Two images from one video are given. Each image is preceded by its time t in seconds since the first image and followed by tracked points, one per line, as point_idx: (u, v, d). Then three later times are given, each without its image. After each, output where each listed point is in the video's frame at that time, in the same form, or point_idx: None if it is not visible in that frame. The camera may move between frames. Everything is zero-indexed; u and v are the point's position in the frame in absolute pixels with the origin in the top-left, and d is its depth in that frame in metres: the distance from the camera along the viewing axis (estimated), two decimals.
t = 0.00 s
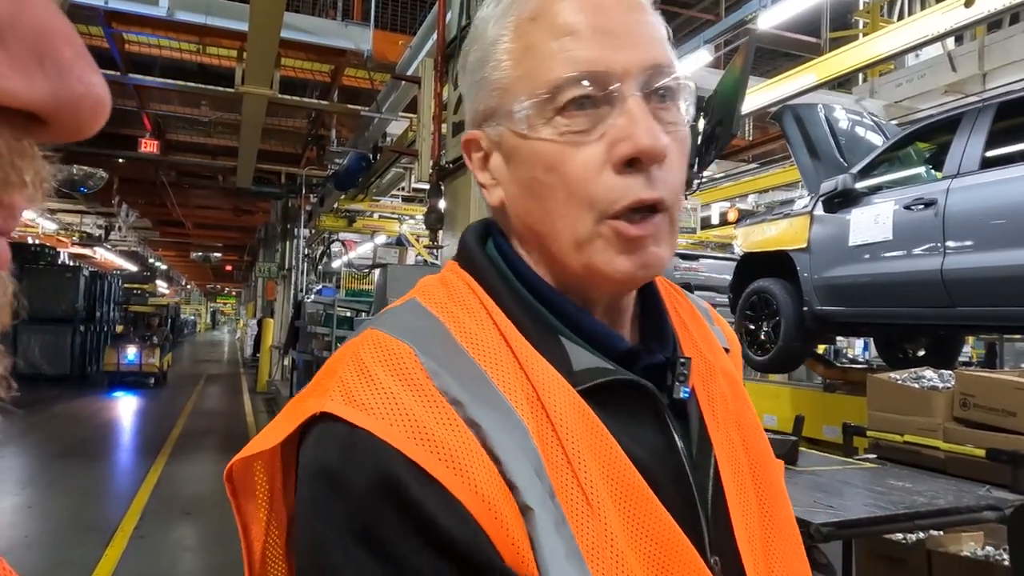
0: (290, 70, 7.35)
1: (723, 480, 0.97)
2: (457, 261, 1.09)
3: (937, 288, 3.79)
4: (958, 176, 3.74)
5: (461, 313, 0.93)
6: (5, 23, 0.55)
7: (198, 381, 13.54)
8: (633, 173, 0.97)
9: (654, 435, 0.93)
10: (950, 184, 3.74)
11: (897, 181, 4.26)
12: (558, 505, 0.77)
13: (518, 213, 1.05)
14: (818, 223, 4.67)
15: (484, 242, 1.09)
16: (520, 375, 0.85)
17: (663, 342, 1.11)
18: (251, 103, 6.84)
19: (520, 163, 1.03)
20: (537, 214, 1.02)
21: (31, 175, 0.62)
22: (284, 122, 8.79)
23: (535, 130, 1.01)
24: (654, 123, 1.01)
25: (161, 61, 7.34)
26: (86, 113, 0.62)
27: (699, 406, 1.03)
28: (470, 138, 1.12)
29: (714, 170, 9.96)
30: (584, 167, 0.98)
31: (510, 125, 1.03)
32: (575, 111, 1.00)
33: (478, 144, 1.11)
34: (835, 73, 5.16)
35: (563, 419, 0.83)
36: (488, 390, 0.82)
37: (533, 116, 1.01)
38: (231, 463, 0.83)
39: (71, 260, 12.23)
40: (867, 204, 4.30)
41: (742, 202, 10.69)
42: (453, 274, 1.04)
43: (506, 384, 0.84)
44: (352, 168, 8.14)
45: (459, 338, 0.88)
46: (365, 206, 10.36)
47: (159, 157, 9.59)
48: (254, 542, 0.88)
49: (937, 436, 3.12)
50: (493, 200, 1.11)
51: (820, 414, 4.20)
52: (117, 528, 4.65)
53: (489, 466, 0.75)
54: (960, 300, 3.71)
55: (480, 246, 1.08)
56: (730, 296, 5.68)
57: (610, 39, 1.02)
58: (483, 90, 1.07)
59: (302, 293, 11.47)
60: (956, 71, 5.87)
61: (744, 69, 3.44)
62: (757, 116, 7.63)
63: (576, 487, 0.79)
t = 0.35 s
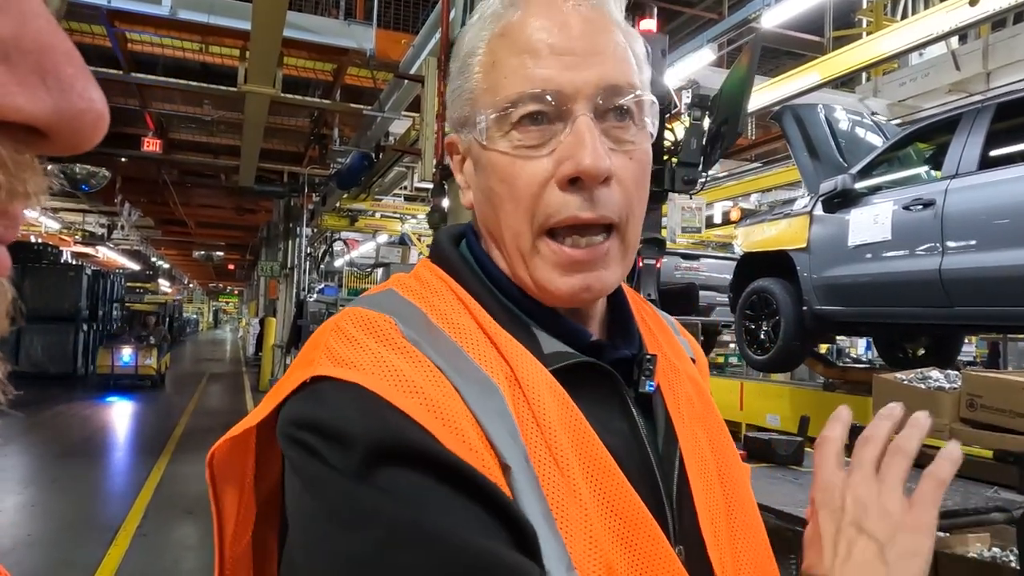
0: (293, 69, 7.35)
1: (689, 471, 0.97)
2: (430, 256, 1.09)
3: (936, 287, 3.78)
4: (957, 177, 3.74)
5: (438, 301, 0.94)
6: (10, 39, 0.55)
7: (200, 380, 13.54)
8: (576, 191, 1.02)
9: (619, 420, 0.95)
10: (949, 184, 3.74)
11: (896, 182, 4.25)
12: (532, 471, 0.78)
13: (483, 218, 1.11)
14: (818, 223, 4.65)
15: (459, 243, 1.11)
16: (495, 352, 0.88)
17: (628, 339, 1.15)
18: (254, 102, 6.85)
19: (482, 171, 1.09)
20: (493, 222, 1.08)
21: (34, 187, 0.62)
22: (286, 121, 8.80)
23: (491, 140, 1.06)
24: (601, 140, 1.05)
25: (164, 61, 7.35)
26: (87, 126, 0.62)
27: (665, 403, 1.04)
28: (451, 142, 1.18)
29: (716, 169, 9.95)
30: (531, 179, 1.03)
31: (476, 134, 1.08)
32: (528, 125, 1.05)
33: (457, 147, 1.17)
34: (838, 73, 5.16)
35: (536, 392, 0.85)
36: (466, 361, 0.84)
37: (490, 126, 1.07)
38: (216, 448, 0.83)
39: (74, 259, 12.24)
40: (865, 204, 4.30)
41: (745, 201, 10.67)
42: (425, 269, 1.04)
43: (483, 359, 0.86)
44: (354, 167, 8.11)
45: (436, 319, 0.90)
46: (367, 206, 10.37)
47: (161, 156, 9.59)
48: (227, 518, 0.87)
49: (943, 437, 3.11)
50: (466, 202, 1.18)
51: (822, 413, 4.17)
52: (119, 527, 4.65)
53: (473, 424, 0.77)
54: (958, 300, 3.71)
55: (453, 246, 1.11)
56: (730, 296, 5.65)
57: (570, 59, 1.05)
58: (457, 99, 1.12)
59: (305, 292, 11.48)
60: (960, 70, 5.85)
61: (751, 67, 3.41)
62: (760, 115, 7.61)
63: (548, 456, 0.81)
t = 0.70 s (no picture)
0: (294, 68, 7.34)
1: (673, 463, 0.96)
2: (411, 252, 1.09)
3: (934, 287, 3.76)
4: (955, 176, 3.72)
5: (417, 293, 0.95)
6: (10, 45, 0.54)
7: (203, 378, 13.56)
8: (532, 182, 1.00)
9: (595, 413, 0.94)
10: (947, 184, 3.72)
11: (895, 182, 4.23)
12: (507, 452, 0.78)
13: (455, 212, 1.10)
14: (817, 222, 4.65)
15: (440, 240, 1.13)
16: (471, 338, 0.88)
17: (609, 329, 1.15)
18: (257, 100, 6.84)
19: (448, 168, 1.10)
20: (461, 216, 1.08)
21: (33, 193, 0.60)
22: (288, 120, 8.80)
23: (453, 138, 1.08)
24: (557, 133, 1.04)
25: (166, 59, 7.35)
26: (87, 133, 0.61)
27: (648, 389, 1.04)
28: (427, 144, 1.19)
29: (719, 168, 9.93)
30: (490, 173, 1.03)
31: (441, 134, 1.10)
32: (486, 120, 1.05)
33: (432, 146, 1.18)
34: (841, 71, 5.15)
35: (510, 376, 0.85)
36: (440, 345, 0.84)
37: (452, 126, 1.08)
38: (205, 446, 0.83)
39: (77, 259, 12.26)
40: (865, 203, 4.28)
41: (748, 200, 10.65)
42: (403, 265, 1.05)
43: (457, 344, 0.86)
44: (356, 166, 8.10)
45: (412, 309, 0.91)
46: (369, 205, 10.36)
47: (163, 155, 9.60)
48: (218, 520, 0.87)
49: (949, 437, 3.11)
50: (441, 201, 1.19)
51: (826, 413, 4.14)
52: (123, 526, 4.66)
53: (446, 403, 0.77)
54: (955, 300, 3.69)
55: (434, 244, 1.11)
56: (730, 295, 5.64)
57: (522, 53, 1.05)
58: (426, 99, 1.14)
59: (307, 291, 11.48)
60: (964, 69, 5.83)
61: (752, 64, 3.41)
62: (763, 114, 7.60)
63: (523, 438, 0.80)
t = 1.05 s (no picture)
0: (297, 67, 7.35)
1: (683, 473, 0.96)
2: (424, 256, 1.09)
3: (931, 288, 3.76)
4: (951, 178, 3.72)
5: (427, 298, 0.95)
6: (9, 46, 0.54)
7: (205, 377, 13.57)
8: (554, 202, 1.02)
9: (606, 423, 0.94)
10: (944, 185, 3.72)
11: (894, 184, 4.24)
12: (512, 462, 0.77)
13: (472, 217, 1.10)
14: (816, 223, 4.65)
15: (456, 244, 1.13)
16: (479, 348, 0.88)
17: (623, 338, 1.15)
18: (260, 99, 6.85)
19: (468, 175, 1.10)
20: (478, 226, 1.09)
21: (33, 195, 0.61)
22: (290, 119, 8.81)
23: (476, 148, 1.07)
24: (582, 154, 1.04)
25: (169, 58, 7.35)
26: (88, 135, 0.61)
27: (660, 398, 1.05)
28: (447, 143, 1.19)
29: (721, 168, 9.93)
30: (510, 188, 1.04)
31: (463, 139, 1.09)
32: (508, 131, 1.05)
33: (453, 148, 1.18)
34: (842, 71, 5.15)
35: (518, 386, 0.85)
36: (449, 353, 0.84)
37: (476, 135, 1.08)
38: (213, 443, 0.83)
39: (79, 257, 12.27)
40: (862, 205, 4.28)
41: (750, 199, 10.64)
42: (418, 270, 1.05)
43: (466, 353, 0.86)
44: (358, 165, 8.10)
45: (422, 316, 0.90)
46: (370, 204, 10.38)
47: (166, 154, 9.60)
48: (226, 515, 0.86)
49: (953, 437, 3.12)
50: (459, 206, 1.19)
51: (828, 413, 4.13)
52: (125, 525, 4.66)
53: (451, 411, 0.76)
54: (952, 301, 3.69)
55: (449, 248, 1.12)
56: (729, 295, 5.62)
57: (551, 68, 1.04)
58: (451, 102, 1.14)
59: (309, 290, 11.50)
60: (967, 69, 5.82)
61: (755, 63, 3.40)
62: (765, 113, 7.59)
63: (529, 449, 0.80)
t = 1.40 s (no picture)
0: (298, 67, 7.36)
1: (690, 471, 0.97)
2: (437, 257, 1.10)
3: (924, 287, 3.76)
4: (945, 178, 3.72)
5: (434, 302, 0.96)
6: (7, 37, 0.54)
7: (206, 377, 13.57)
8: (597, 148, 1.02)
9: (614, 425, 0.94)
10: (938, 185, 3.72)
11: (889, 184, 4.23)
12: (512, 477, 0.78)
13: (498, 203, 1.10)
14: (811, 224, 4.65)
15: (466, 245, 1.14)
16: (481, 356, 0.88)
17: (630, 337, 1.18)
18: (261, 99, 6.85)
19: (497, 151, 1.09)
20: (510, 197, 1.07)
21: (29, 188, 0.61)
22: (291, 119, 8.83)
23: (510, 114, 1.07)
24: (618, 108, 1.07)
25: (170, 58, 7.36)
26: (85, 128, 0.61)
27: (668, 400, 1.05)
28: (457, 140, 1.18)
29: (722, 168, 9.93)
30: (550, 144, 1.03)
31: (491, 114, 1.09)
32: (543, 98, 1.06)
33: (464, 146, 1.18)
34: (843, 71, 5.14)
35: (519, 395, 0.85)
36: (450, 363, 0.85)
37: (509, 102, 1.08)
38: (222, 430, 0.86)
39: (81, 257, 12.28)
40: (858, 205, 4.27)
41: (751, 199, 10.63)
42: (430, 271, 1.06)
43: (469, 362, 0.87)
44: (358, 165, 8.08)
45: (428, 322, 0.91)
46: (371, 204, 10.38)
47: (167, 154, 9.60)
48: (245, 514, 0.88)
49: (954, 437, 3.12)
50: (474, 195, 1.18)
51: (829, 412, 4.11)
52: (126, 525, 4.65)
53: (448, 427, 0.79)
54: (945, 301, 3.69)
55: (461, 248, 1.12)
56: (726, 295, 5.62)
57: (572, 33, 1.09)
58: (462, 104, 1.16)
59: (309, 290, 11.50)
60: (968, 68, 5.80)
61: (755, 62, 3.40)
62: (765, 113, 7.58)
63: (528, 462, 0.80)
